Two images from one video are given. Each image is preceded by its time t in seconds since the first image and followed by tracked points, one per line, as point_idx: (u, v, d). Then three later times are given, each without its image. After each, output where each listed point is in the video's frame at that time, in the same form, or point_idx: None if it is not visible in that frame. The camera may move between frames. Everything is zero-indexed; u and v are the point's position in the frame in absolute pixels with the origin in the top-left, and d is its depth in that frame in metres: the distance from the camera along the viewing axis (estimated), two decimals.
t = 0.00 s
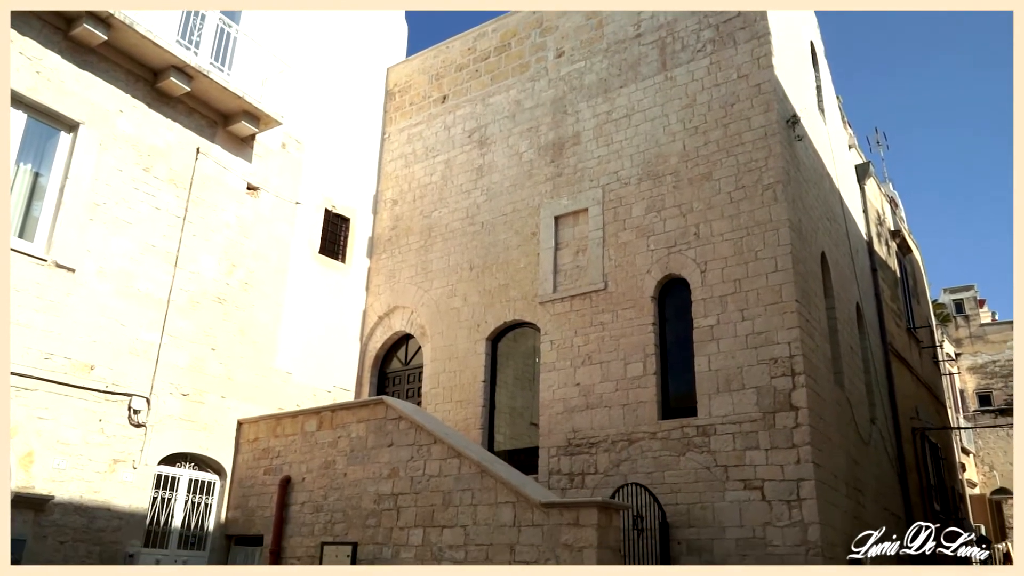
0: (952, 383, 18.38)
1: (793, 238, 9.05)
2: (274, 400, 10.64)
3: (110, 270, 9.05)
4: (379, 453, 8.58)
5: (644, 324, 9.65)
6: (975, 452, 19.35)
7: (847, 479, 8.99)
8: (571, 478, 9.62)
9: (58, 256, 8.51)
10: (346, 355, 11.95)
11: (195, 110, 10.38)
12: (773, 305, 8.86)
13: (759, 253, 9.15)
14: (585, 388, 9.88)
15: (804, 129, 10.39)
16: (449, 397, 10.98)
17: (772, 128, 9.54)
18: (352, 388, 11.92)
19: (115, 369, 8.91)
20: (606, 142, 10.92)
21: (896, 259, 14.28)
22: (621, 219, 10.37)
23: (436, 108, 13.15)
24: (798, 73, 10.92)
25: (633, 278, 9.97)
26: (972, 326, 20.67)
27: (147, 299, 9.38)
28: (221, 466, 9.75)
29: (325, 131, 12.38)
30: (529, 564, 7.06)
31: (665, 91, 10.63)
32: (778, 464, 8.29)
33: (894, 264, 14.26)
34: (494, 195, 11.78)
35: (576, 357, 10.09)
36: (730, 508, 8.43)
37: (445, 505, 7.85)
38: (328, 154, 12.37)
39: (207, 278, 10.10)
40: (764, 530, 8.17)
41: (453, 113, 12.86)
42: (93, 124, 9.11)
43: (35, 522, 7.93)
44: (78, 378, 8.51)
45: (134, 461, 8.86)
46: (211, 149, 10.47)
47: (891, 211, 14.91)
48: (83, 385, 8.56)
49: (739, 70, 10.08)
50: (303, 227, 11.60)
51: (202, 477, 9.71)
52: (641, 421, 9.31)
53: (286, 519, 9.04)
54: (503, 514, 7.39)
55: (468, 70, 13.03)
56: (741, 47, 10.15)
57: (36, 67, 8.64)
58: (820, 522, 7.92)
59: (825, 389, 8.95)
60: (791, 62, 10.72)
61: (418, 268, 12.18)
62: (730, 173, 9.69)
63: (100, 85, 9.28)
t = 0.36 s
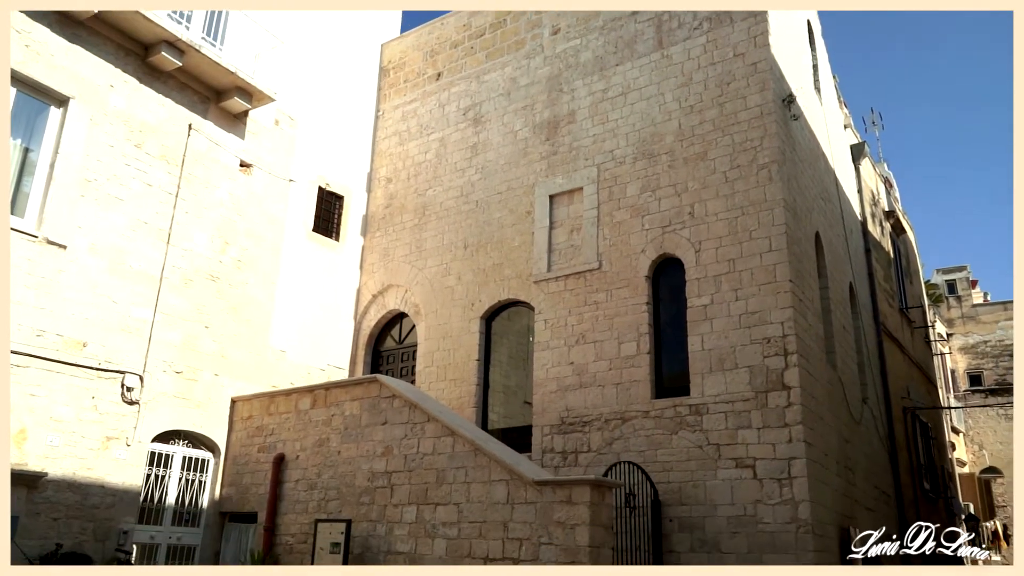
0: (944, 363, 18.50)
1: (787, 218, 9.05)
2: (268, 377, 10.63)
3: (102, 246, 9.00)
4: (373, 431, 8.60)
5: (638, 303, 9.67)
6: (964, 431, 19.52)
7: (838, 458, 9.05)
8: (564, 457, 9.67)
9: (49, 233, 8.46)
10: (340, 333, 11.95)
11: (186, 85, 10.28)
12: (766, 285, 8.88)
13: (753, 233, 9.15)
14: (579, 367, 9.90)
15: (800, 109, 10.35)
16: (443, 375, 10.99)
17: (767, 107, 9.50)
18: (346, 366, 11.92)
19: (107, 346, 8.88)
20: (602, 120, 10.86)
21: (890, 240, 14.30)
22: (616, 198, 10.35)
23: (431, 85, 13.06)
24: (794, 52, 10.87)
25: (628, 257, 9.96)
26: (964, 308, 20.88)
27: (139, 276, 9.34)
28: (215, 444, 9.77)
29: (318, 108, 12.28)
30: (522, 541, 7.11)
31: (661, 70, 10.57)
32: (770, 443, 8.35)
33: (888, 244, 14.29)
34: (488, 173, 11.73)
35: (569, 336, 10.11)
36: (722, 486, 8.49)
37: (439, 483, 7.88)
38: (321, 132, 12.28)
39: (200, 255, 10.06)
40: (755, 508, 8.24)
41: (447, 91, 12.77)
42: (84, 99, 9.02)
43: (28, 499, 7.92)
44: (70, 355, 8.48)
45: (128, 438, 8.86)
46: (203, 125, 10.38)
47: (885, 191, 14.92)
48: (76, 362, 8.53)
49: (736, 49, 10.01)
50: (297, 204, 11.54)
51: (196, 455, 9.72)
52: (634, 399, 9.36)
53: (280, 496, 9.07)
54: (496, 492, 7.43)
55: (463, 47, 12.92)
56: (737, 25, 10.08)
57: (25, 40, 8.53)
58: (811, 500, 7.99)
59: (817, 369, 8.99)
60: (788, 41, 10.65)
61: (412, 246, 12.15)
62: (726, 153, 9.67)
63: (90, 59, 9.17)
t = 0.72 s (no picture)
0: (931, 347, 18.66)
1: (779, 201, 9.06)
2: (257, 357, 10.61)
3: (89, 224, 8.92)
4: (363, 411, 8.59)
5: (629, 284, 9.68)
6: (950, 413, 19.74)
7: (825, 439, 9.13)
8: (554, 437, 9.71)
9: (36, 209, 8.37)
10: (330, 313, 11.92)
11: (175, 61, 10.16)
12: (757, 267, 8.90)
13: (744, 215, 9.16)
14: (569, 348, 9.92)
15: (793, 91, 10.34)
16: (434, 355, 11.00)
17: (760, 89, 9.48)
18: (337, 346, 11.90)
19: (95, 324, 8.83)
20: (594, 101, 10.82)
21: (880, 223, 14.36)
22: (608, 179, 10.33)
23: (423, 64, 12.96)
24: (788, 34, 10.83)
25: (619, 239, 9.96)
26: (952, 290, 20.95)
27: (128, 254, 9.27)
28: (204, 422, 9.74)
29: (309, 86, 12.17)
30: (511, 521, 7.15)
31: (654, 50, 10.52)
32: (758, 424, 8.40)
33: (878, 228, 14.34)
34: (480, 153, 11.68)
35: (560, 317, 10.12)
36: (710, 467, 8.55)
37: (429, 463, 7.90)
38: (312, 110, 12.18)
39: (189, 234, 9.99)
40: (742, 488, 8.30)
41: (440, 69, 12.68)
42: (71, 74, 8.92)
43: (16, 477, 7.89)
44: (58, 333, 8.43)
45: (116, 417, 8.83)
46: (192, 102, 10.28)
47: (876, 175, 14.95)
48: (63, 340, 8.48)
49: (729, 30, 9.96)
50: (287, 183, 11.47)
51: (185, 433, 9.69)
52: (624, 380, 9.39)
53: (270, 475, 9.08)
54: (486, 473, 7.46)
55: (455, 25, 12.81)
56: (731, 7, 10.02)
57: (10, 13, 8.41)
58: (798, 480, 8.06)
59: (806, 351, 9.04)
60: (782, 22, 10.62)
61: (403, 226, 12.11)
62: (718, 135, 9.65)
63: (77, 33, 9.06)
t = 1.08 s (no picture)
0: (917, 331, 18.83)
1: (768, 184, 9.07)
2: (245, 338, 10.57)
3: (75, 203, 8.85)
4: (352, 392, 8.59)
5: (618, 267, 9.69)
6: (935, 397, 19.95)
7: (811, 422, 9.19)
8: (542, 419, 9.75)
9: (21, 188, 8.30)
10: (319, 296, 11.89)
11: (162, 39, 10.06)
12: (745, 251, 8.93)
13: (734, 199, 9.17)
14: (558, 331, 9.94)
15: (783, 74, 10.33)
16: (422, 338, 11.00)
17: (751, 72, 9.47)
18: (325, 327, 11.88)
19: (81, 305, 8.77)
20: (585, 83, 10.78)
21: (868, 208, 14.41)
22: (598, 162, 10.32)
23: (412, 44, 12.87)
24: (779, 17, 10.80)
25: (609, 222, 9.96)
26: (938, 275, 21.18)
27: (114, 234, 9.20)
28: (192, 403, 9.70)
29: (298, 66, 12.07)
30: (499, 502, 7.17)
31: (645, 32, 10.47)
32: (745, 407, 8.45)
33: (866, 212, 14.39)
34: (470, 135, 11.64)
35: (549, 300, 10.12)
36: (698, 449, 8.60)
37: (418, 444, 7.91)
38: (301, 90, 12.09)
39: (176, 214, 9.93)
40: (729, 470, 8.36)
41: (429, 50, 12.60)
42: (55, 51, 8.82)
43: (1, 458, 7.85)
44: (44, 313, 8.38)
45: (104, 397, 8.79)
46: (179, 81, 10.19)
47: (865, 159, 14.99)
48: (49, 320, 8.43)
49: (720, 12, 9.92)
50: (275, 163, 11.40)
51: (173, 415, 9.66)
52: (612, 362, 9.42)
53: (258, 457, 9.08)
54: (474, 454, 7.48)
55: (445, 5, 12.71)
56: None
57: None
58: (784, 462, 8.12)
59: (793, 334, 9.08)
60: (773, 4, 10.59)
61: (392, 208, 12.07)
62: (708, 118, 9.64)
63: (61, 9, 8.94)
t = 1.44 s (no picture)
0: (902, 316, 18.98)
1: (756, 169, 9.08)
2: (232, 321, 10.53)
3: (58, 184, 8.76)
4: (340, 375, 8.58)
5: (606, 251, 9.70)
6: (920, 380, 20.15)
7: (797, 405, 9.26)
8: (530, 402, 9.77)
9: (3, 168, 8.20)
10: (306, 278, 11.85)
11: (146, 18, 9.94)
12: (733, 235, 8.95)
13: (722, 183, 9.18)
14: (546, 314, 9.95)
15: (773, 58, 10.32)
16: (411, 321, 11.00)
17: (740, 56, 9.45)
18: (313, 310, 11.86)
19: (66, 286, 8.71)
20: (574, 66, 10.74)
21: (856, 193, 14.47)
22: (587, 145, 10.30)
23: (401, 25, 12.76)
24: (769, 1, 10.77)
25: (597, 206, 9.96)
26: (924, 260, 21.28)
27: (99, 215, 9.13)
28: (179, 386, 9.66)
29: (285, 47, 11.96)
30: (486, 485, 7.20)
31: (635, 15, 10.42)
32: (731, 391, 8.50)
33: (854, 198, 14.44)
34: (458, 117, 11.59)
35: (537, 284, 10.13)
36: (684, 432, 8.65)
37: (405, 427, 7.92)
38: (288, 71, 11.98)
39: (162, 195, 9.85)
40: (715, 453, 8.42)
41: (418, 31, 12.50)
42: (37, 29, 8.70)
43: None
44: (27, 295, 8.31)
45: (89, 380, 8.74)
46: (164, 60, 10.08)
47: (853, 144, 15.03)
48: (33, 302, 8.36)
49: None
50: (262, 145, 11.31)
51: (159, 397, 9.62)
52: (600, 346, 9.45)
53: (245, 439, 9.07)
54: (462, 437, 7.50)
55: None
56: None
57: None
58: (769, 446, 8.18)
59: (779, 318, 9.13)
60: None
61: (380, 191, 12.01)
62: (697, 102, 9.63)
63: None
